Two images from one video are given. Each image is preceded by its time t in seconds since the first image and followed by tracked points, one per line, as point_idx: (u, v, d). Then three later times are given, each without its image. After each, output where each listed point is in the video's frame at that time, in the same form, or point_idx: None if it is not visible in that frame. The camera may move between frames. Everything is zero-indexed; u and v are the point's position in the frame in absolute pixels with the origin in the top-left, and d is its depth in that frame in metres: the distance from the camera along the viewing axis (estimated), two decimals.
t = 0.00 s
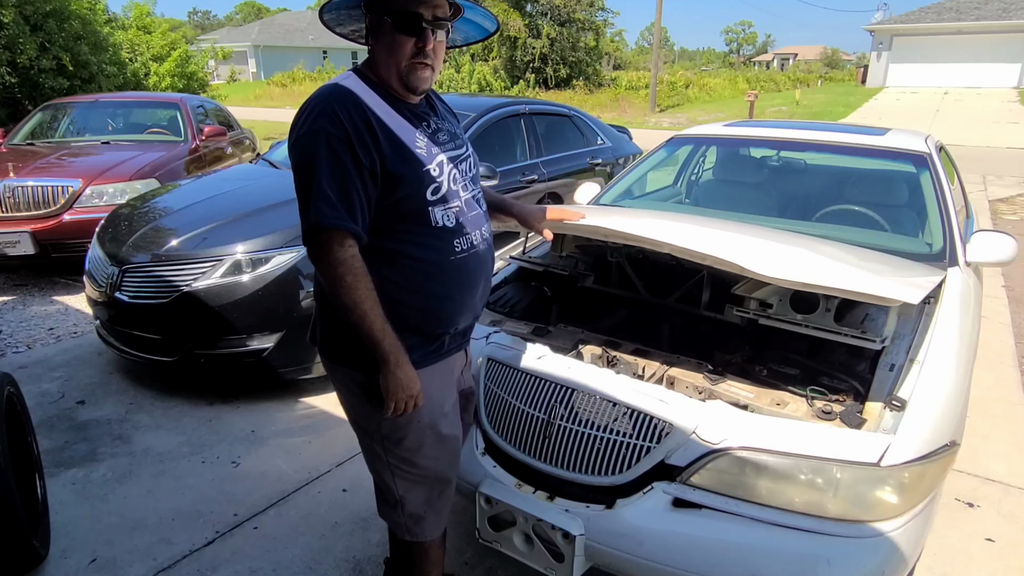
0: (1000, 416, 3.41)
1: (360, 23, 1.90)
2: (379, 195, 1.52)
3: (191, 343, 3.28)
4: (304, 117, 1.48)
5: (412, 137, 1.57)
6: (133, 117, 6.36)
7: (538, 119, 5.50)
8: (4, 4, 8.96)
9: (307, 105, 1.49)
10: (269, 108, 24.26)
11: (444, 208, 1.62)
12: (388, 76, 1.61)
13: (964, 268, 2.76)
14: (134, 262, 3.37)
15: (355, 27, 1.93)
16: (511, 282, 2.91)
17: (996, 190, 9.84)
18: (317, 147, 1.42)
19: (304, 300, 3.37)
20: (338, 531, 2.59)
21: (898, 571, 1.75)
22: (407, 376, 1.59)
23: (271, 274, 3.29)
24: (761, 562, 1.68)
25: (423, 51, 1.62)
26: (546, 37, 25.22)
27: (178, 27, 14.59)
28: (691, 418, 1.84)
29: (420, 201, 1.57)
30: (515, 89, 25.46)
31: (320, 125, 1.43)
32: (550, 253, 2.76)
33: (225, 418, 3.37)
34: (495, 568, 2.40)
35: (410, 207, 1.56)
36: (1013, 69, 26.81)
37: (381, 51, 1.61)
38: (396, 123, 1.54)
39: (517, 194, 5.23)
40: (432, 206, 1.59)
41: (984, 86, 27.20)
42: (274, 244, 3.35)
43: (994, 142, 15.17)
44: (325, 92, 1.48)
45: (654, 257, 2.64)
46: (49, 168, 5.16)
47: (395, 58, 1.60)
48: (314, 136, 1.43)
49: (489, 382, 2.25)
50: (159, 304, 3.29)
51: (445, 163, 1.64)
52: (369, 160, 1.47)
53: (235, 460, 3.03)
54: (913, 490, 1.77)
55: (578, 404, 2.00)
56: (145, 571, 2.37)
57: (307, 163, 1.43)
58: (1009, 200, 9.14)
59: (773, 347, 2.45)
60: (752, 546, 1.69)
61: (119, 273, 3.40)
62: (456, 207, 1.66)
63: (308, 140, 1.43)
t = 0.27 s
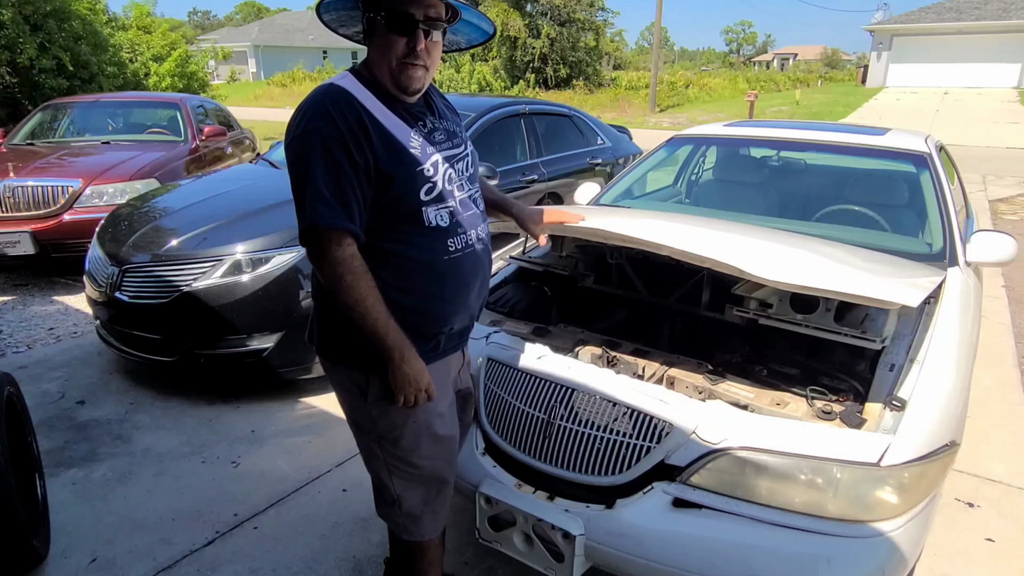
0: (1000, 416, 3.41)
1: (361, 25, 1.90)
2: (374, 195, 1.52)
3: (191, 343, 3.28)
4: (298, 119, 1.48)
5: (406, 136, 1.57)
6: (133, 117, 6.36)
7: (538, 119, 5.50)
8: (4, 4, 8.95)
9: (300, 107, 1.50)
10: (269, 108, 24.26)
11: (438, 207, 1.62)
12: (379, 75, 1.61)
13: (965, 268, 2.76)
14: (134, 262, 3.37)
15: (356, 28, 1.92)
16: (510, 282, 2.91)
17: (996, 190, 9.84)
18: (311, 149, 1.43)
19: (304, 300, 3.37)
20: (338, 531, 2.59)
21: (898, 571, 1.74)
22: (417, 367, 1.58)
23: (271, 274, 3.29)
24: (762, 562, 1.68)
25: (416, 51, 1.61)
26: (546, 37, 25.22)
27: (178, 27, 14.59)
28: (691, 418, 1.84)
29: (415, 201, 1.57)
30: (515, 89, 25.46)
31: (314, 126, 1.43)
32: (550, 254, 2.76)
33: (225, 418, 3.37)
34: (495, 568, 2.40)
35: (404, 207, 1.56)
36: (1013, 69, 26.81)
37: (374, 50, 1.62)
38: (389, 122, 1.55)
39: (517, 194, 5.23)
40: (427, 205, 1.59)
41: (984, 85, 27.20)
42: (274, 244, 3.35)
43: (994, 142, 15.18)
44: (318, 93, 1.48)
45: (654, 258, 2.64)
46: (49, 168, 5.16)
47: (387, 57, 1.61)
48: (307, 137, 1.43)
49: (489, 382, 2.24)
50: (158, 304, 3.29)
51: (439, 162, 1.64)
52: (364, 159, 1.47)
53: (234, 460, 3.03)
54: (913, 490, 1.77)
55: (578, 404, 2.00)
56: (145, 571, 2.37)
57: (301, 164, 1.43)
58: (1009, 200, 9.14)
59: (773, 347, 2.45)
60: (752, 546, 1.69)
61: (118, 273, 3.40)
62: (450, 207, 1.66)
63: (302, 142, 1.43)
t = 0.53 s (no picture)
0: (1000, 416, 3.41)
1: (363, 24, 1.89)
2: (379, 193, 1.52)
3: (190, 343, 3.28)
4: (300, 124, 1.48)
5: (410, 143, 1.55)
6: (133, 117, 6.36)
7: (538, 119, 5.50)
8: (4, 4, 8.95)
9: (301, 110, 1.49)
10: (269, 108, 24.25)
11: (439, 209, 1.62)
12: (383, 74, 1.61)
13: (965, 268, 2.76)
14: (134, 262, 3.37)
15: (358, 28, 1.92)
16: (511, 282, 2.91)
17: (996, 190, 9.85)
18: (317, 154, 1.42)
19: (304, 300, 3.37)
20: (338, 531, 2.59)
21: (898, 571, 1.74)
22: (470, 329, 1.56)
23: (271, 274, 3.29)
24: (762, 562, 1.68)
25: (418, 52, 1.61)
26: (546, 37, 25.23)
27: (178, 27, 14.59)
28: (691, 418, 1.84)
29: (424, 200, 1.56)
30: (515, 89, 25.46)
31: (320, 129, 1.43)
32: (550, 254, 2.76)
33: (225, 418, 3.37)
34: (495, 568, 2.40)
35: (405, 208, 1.56)
36: (1013, 69, 26.82)
37: (376, 49, 1.62)
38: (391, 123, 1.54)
39: (517, 194, 5.22)
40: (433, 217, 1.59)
41: (984, 85, 27.20)
42: (274, 244, 3.35)
43: (993, 142, 15.18)
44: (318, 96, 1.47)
45: (654, 258, 2.64)
46: (49, 168, 5.16)
47: (389, 57, 1.61)
48: (314, 141, 1.43)
49: (489, 382, 2.24)
50: (158, 304, 3.29)
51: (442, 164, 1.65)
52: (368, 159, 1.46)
53: (234, 460, 3.03)
54: (913, 490, 1.77)
55: (578, 404, 2.00)
56: (145, 571, 2.37)
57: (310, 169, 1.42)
58: (1009, 200, 9.14)
59: (773, 347, 2.45)
60: (752, 546, 1.69)
61: (118, 273, 3.40)
62: (451, 209, 1.66)
63: (309, 146, 1.43)
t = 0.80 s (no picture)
0: (1000, 416, 3.41)
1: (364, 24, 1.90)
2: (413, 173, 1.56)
3: (190, 343, 3.28)
4: (338, 116, 1.51)
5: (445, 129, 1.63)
6: (133, 117, 6.36)
7: (538, 119, 5.50)
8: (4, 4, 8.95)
9: (331, 104, 1.52)
10: (270, 108, 24.25)
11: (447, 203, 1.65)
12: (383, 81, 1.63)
13: (965, 268, 2.76)
14: (134, 262, 3.37)
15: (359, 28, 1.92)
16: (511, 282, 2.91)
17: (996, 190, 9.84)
18: (390, 130, 1.48)
19: (304, 300, 3.37)
20: (338, 531, 2.59)
21: (898, 571, 1.74)
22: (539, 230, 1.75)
23: (270, 274, 3.29)
24: (762, 562, 1.68)
25: (419, 57, 1.62)
26: (546, 37, 25.23)
27: (177, 27, 14.58)
28: (691, 418, 1.84)
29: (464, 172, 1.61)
30: (515, 89, 25.46)
31: (383, 110, 1.49)
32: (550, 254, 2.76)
33: (225, 418, 3.37)
34: (495, 568, 2.40)
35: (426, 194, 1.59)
36: (1013, 69, 26.82)
37: (378, 53, 1.63)
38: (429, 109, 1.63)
39: (518, 194, 5.22)
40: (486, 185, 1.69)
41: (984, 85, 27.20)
42: (274, 244, 3.34)
43: (994, 142, 15.18)
44: (354, 88, 1.52)
45: (653, 258, 2.66)
46: (49, 168, 5.16)
47: (391, 60, 1.62)
48: (380, 121, 1.48)
49: (489, 382, 2.24)
50: (158, 304, 3.29)
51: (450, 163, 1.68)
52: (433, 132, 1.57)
53: (234, 460, 3.03)
54: (913, 490, 1.77)
55: (580, 404, 2.00)
56: (145, 571, 2.37)
57: (382, 145, 1.47)
58: (1009, 200, 9.14)
59: (773, 347, 2.45)
60: (752, 546, 1.69)
61: (118, 273, 3.40)
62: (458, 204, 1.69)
63: (376, 127, 1.48)
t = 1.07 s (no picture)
0: (1000, 416, 3.41)
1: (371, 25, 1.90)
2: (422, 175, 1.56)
3: (190, 343, 3.28)
4: (347, 118, 1.50)
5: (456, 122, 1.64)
6: (133, 117, 6.36)
7: (538, 119, 5.50)
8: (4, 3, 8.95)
9: (340, 106, 1.52)
10: (270, 108, 24.26)
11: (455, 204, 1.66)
12: (393, 81, 1.63)
13: (965, 268, 2.76)
14: (134, 262, 3.37)
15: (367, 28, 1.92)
16: (511, 282, 2.92)
17: (996, 190, 9.84)
18: (400, 134, 1.48)
19: (304, 300, 3.37)
20: (338, 531, 2.59)
21: (898, 571, 1.74)
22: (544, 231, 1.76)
23: (271, 274, 3.29)
24: (761, 562, 1.68)
25: (429, 59, 1.63)
26: (546, 37, 25.23)
27: (177, 27, 14.58)
28: (691, 418, 1.84)
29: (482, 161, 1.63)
30: (515, 89, 25.46)
31: (392, 113, 1.49)
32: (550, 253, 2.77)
33: (225, 418, 3.37)
34: (495, 568, 2.40)
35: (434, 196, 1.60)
36: (1013, 69, 26.82)
37: (386, 54, 1.63)
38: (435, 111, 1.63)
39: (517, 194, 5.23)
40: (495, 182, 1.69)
41: (984, 85, 27.20)
42: (274, 244, 3.34)
43: (994, 142, 15.18)
44: (362, 90, 1.52)
45: (654, 258, 2.64)
46: (49, 168, 5.16)
47: (400, 62, 1.62)
48: (389, 125, 1.48)
49: (490, 382, 2.24)
50: (158, 304, 3.29)
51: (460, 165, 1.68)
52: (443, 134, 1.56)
53: (234, 460, 3.03)
54: (913, 489, 1.77)
55: (580, 404, 2.00)
56: (145, 571, 2.37)
57: (392, 149, 1.47)
58: (1009, 200, 9.14)
59: (773, 347, 2.45)
60: (751, 546, 1.69)
61: (118, 273, 3.40)
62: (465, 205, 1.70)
63: (387, 128, 1.47)
